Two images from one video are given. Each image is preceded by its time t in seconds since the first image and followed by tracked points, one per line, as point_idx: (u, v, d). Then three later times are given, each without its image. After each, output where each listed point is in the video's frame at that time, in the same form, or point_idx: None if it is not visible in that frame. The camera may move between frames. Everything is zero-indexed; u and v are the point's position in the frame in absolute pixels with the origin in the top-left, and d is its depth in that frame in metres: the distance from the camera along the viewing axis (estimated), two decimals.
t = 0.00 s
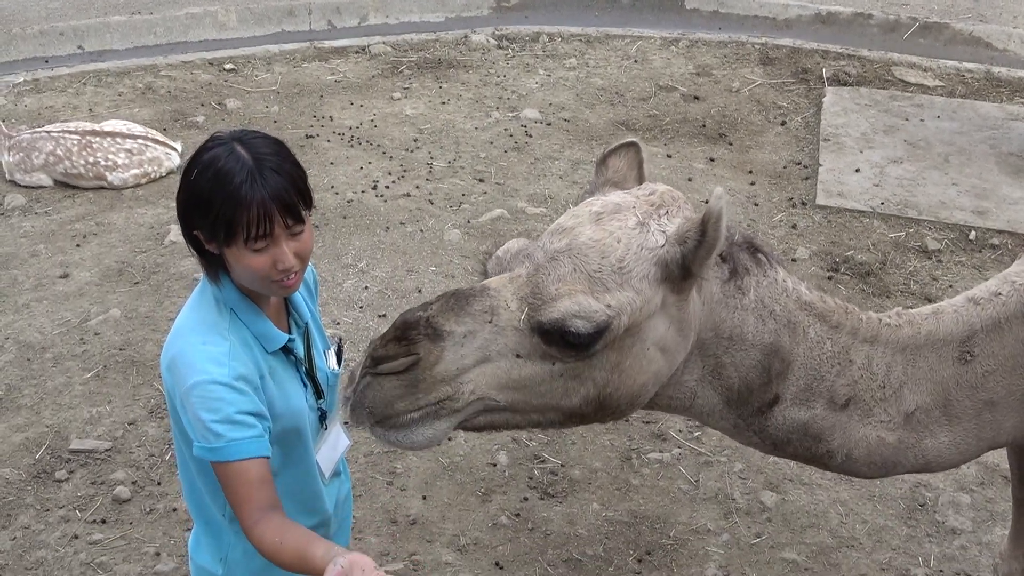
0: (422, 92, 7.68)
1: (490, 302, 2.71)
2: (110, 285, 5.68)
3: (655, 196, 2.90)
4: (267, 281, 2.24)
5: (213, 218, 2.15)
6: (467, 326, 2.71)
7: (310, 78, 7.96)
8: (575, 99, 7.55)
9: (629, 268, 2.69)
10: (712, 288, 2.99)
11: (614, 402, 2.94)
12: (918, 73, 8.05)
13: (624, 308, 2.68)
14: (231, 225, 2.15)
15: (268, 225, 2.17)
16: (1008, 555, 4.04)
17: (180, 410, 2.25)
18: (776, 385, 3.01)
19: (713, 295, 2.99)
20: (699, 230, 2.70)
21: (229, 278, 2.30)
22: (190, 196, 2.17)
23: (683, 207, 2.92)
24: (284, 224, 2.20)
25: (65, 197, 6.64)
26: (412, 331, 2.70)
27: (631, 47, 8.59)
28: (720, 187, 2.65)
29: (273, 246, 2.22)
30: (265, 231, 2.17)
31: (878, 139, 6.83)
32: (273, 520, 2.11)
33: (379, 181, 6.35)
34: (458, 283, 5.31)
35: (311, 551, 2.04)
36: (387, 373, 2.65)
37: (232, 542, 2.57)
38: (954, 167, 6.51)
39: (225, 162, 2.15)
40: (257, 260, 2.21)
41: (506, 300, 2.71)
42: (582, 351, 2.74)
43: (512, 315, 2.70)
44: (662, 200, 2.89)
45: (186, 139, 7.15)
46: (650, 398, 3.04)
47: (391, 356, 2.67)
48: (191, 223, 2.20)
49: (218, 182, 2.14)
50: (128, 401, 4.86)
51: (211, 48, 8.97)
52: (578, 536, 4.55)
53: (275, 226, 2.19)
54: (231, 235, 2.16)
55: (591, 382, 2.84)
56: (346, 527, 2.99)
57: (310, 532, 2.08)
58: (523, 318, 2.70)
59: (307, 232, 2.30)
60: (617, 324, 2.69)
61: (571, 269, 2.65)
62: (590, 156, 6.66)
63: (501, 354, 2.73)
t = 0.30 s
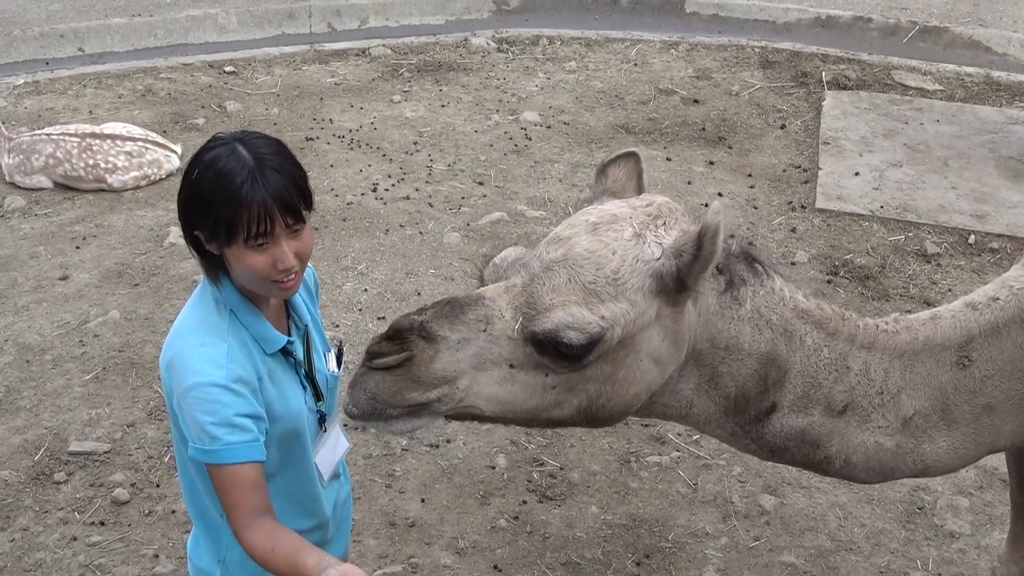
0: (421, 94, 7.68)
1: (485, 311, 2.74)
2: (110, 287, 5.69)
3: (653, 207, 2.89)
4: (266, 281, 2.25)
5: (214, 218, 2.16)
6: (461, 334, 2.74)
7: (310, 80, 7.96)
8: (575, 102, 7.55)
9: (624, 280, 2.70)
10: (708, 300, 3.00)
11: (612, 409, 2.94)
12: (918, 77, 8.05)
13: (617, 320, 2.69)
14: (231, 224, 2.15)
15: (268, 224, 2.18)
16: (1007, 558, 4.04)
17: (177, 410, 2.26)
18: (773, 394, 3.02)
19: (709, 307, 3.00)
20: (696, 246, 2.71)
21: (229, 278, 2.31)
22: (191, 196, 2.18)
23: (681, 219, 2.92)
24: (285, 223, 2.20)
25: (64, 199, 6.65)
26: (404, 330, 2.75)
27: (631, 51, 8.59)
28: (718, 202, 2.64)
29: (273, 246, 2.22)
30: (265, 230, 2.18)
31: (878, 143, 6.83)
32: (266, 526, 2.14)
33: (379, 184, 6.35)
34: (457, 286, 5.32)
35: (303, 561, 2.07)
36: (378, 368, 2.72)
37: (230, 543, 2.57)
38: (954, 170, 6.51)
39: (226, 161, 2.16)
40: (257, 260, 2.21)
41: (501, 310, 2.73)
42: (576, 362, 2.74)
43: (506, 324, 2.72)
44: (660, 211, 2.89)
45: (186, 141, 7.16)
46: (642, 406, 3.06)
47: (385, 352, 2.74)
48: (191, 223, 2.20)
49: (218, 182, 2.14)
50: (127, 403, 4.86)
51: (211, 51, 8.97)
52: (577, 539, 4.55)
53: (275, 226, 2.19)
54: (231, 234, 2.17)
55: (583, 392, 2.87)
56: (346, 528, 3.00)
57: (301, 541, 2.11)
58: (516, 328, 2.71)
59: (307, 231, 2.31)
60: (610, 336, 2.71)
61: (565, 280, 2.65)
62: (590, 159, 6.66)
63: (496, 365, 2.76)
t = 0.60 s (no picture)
0: (419, 98, 7.69)
1: (478, 317, 2.73)
2: (108, 291, 5.70)
3: (644, 211, 2.90)
4: (262, 283, 2.25)
5: (210, 220, 2.17)
6: (454, 339, 2.72)
7: (308, 84, 7.97)
8: (573, 105, 7.56)
9: (616, 284, 2.71)
10: (701, 302, 2.99)
11: (607, 412, 2.95)
12: (916, 78, 8.05)
13: (609, 324, 2.70)
14: (227, 226, 2.16)
15: (263, 226, 2.18)
16: (1005, 560, 4.04)
17: (173, 411, 2.27)
18: (768, 395, 3.02)
19: (703, 309, 2.99)
20: (687, 248, 2.73)
21: (226, 280, 2.32)
22: (187, 198, 2.19)
23: (672, 223, 2.93)
24: (280, 225, 2.21)
25: (63, 203, 6.66)
26: (399, 339, 2.69)
27: (629, 53, 8.59)
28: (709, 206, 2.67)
29: (268, 248, 2.23)
30: (261, 231, 2.18)
31: (875, 145, 6.84)
32: (257, 529, 2.15)
33: (377, 188, 6.36)
34: (455, 289, 5.32)
35: (294, 564, 2.07)
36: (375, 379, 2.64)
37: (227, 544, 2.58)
38: (952, 172, 6.51)
39: (222, 164, 2.17)
40: (252, 261, 2.22)
41: (494, 315, 2.73)
42: (568, 367, 2.76)
43: (499, 329, 2.72)
44: (652, 215, 2.90)
45: (184, 145, 7.17)
46: (638, 409, 3.06)
47: (381, 362, 2.66)
48: (187, 224, 2.21)
49: (214, 184, 2.15)
50: (126, 408, 4.87)
51: (209, 55, 8.98)
52: (575, 542, 4.56)
53: (271, 228, 2.20)
54: (226, 236, 2.17)
55: (576, 397, 2.89)
56: (344, 530, 3.00)
57: (291, 544, 2.11)
58: (510, 333, 2.72)
59: (304, 234, 2.32)
60: (602, 340, 2.72)
61: (558, 285, 2.66)
62: (588, 162, 6.67)
63: (488, 367, 2.75)
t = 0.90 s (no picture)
0: (418, 101, 7.69)
1: (479, 318, 2.72)
2: (108, 296, 5.70)
3: (645, 212, 2.91)
4: (262, 283, 2.25)
5: (210, 221, 2.17)
6: (456, 341, 2.71)
7: (307, 88, 7.98)
8: (571, 108, 7.57)
9: (616, 285, 2.71)
10: (700, 304, 3.00)
11: (606, 413, 2.95)
12: (914, 80, 8.06)
13: (609, 326, 2.70)
14: (228, 227, 2.16)
15: (265, 227, 2.19)
16: (1005, 560, 4.05)
17: (171, 411, 2.27)
18: (767, 395, 3.03)
19: (702, 310, 3.00)
20: (688, 250, 2.73)
21: (226, 281, 2.32)
22: (187, 200, 2.19)
23: (673, 225, 2.93)
24: (282, 225, 2.21)
25: (62, 208, 6.66)
26: (402, 345, 2.69)
27: (627, 56, 8.60)
28: (710, 207, 2.67)
29: (269, 248, 2.23)
30: (262, 232, 2.19)
31: (874, 146, 6.84)
32: (255, 528, 2.15)
33: (376, 191, 6.36)
34: (455, 292, 5.32)
35: (292, 563, 2.07)
36: (385, 390, 2.66)
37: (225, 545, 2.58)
38: (951, 173, 6.52)
39: (223, 164, 2.17)
40: (253, 262, 2.22)
41: (495, 316, 2.72)
42: (570, 368, 2.75)
43: (500, 330, 2.72)
44: (652, 216, 2.90)
45: (183, 149, 7.17)
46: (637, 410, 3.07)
47: (384, 371, 2.65)
48: (188, 226, 2.21)
49: (215, 185, 2.16)
50: (126, 412, 4.87)
51: (208, 59, 8.99)
52: (575, 544, 4.57)
53: (273, 228, 2.20)
54: (227, 236, 2.18)
55: (577, 397, 2.90)
56: (342, 532, 3.00)
57: (288, 543, 2.12)
58: (511, 333, 2.71)
59: (305, 234, 2.32)
60: (603, 342, 2.72)
61: (559, 286, 2.67)
62: (587, 165, 6.67)
63: (489, 369, 2.74)
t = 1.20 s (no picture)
0: (415, 105, 7.70)
1: (475, 318, 2.76)
2: (107, 303, 5.70)
3: (641, 212, 2.90)
4: (261, 285, 2.26)
5: (209, 224, 2.17)
6: (452, 340, 2.75)
7: (303, 93, 7.98)
8: (568, 110, 7.57)
9: (612, 285, 2.72)
10: (697, 303, 2.99)
11: (605, 414, 2.96)
12: (910, 78, 8.07)
13: (605, 326, 2.71)
14: (226, 229, 2.17)
15: (262, 229, 2.19)
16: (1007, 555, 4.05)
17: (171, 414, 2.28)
18: (766, 392, 3.04)
19: (699, 309, 2.99)
20: (683, 251, 2.71)
21: (224, 284, 2.33)
22: (184, 204, 2.19)
23: (670, 224, 2.93)
24: (279, 228, 2.22)
25: (60, 215, 6.66)
26: (397, 341, 2.73)
27: (624, 57, 8.61)
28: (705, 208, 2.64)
29: (267, 250, 2.24)
30: (260, 234, 2.19)
31: (871, 145, 6.85)
32: (258, 528, 2.15)
33: (374, 195, 6.36)
34: (453, 295, 5.33)
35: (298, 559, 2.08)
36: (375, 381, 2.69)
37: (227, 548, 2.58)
38: (947, 171, 6.52)
39: (220, 168, 2.17)
40: (252, 264, 2.22)
41: (490, 316, 2.75)
42: (565, 368, 2.76)
43: (496, 330, 2.75)
44: (649, 215, 2.90)
45: (181, 155, 7.18)
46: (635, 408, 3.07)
47: (377, 364, 2.70)
48: (186, 230, 2.21)
49: (212, 189, 2.16)
50: (126, 419, 4.88)
51: (204, 65, 8.99)
52: (577, 546, 4.57)
53: (270, 230, 2.21)
54: (226, 239, 2.18)
55: (574, 397, 2.90)
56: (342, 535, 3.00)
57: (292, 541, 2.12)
58: (507, 334, 2.74)
59: (302, 235, 2.32)
60: (598, 342, 2.73)
61: (554, 287, 2.68)
62: (584, 167, 6.68)
63: (485, 369, 2.78)
